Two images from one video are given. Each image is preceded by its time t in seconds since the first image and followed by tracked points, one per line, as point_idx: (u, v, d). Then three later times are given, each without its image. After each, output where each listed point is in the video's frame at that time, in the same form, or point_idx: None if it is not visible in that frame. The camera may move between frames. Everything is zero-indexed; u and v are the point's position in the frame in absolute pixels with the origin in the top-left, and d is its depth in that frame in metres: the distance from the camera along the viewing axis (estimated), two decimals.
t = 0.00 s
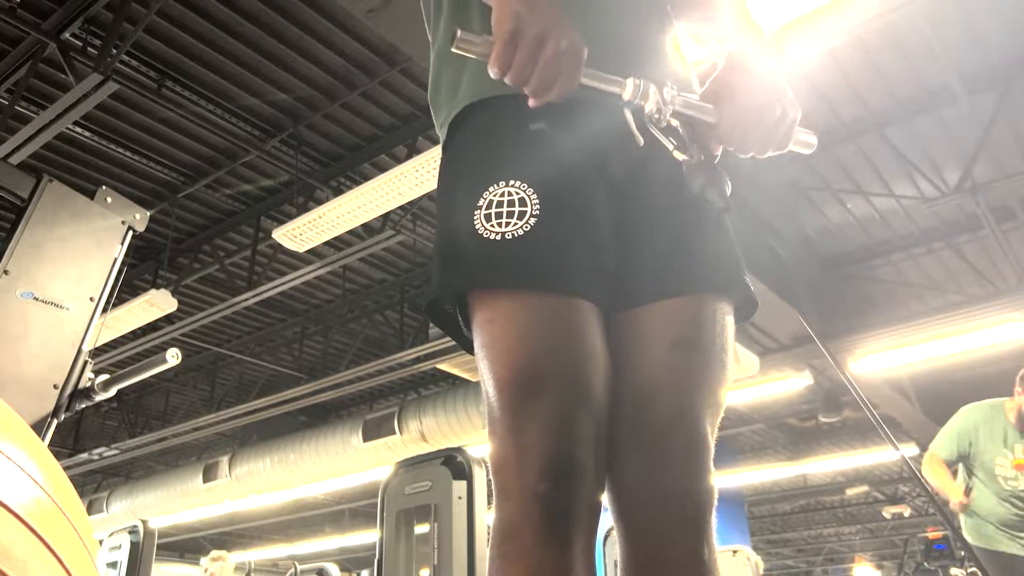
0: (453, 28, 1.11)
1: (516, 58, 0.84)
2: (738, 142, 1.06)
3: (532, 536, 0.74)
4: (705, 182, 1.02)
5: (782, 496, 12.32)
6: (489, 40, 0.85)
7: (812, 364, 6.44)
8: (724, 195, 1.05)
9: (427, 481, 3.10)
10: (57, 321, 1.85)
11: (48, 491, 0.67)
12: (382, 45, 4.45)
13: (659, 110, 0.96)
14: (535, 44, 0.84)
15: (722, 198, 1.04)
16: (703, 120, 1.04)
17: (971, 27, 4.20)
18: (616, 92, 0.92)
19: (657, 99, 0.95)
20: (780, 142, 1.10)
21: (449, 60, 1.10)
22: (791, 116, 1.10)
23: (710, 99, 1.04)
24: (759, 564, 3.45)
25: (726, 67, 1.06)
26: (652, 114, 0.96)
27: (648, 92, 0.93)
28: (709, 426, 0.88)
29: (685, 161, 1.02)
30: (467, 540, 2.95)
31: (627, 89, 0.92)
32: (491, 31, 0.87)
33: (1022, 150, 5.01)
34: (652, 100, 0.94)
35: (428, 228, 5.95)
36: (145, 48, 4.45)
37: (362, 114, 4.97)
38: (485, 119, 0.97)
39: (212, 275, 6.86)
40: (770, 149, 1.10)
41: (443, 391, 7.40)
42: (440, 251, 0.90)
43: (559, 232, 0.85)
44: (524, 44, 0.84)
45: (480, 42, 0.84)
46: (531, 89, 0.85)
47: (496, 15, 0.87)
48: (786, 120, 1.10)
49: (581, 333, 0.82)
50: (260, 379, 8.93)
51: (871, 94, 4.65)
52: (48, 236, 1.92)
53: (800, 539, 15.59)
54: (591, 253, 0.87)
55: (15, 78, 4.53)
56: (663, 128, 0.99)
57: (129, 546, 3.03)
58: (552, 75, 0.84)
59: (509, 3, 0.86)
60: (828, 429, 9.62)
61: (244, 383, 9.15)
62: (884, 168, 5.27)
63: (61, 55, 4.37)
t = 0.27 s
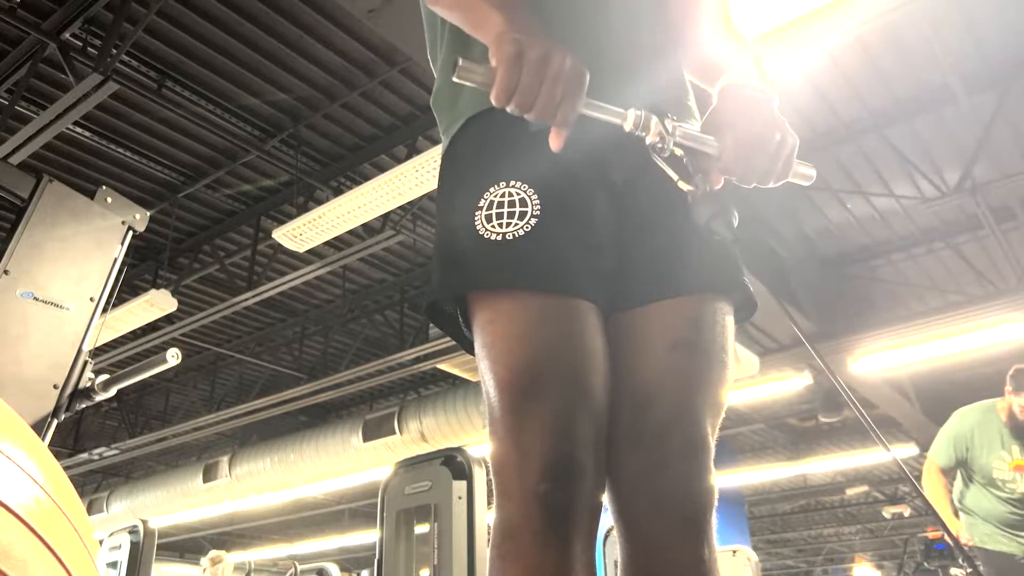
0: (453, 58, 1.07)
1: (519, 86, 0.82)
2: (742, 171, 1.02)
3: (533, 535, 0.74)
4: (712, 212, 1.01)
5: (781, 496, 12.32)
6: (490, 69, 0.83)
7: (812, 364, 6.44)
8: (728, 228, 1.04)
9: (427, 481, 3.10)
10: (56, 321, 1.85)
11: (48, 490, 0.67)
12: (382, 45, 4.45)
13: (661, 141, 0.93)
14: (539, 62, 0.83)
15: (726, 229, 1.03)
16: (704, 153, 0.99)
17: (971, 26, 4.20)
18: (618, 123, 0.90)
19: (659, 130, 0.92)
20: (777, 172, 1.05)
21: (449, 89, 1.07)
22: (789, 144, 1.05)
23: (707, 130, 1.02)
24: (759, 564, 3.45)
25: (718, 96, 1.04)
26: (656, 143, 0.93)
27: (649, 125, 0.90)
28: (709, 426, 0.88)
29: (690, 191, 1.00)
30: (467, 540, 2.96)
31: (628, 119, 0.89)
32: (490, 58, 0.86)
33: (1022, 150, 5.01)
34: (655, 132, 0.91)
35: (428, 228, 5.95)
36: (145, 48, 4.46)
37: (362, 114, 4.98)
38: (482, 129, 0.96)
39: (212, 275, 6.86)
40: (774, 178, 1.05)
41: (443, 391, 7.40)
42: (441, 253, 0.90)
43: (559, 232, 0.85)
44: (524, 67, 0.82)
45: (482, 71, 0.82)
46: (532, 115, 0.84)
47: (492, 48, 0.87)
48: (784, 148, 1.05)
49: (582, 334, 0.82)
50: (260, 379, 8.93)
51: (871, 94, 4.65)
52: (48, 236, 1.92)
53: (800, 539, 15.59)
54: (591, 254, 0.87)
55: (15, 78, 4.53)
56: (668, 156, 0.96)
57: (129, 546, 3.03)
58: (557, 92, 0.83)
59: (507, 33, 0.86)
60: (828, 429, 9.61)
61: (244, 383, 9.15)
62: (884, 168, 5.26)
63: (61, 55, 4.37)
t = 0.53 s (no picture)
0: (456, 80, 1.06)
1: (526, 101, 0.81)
2: (758, 185, 1.00)
3: (535, 535, 0.74)
4: (725, 234, 0.99)
5: (781, 496, 12.32)
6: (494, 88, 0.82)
7: (812, 364, 6.44)
8: (743, 250, 1.01)
9: (427, 481, 3.10)
10: (56, 321, 1.85)
11: (48, 491, 0.67)
12: (382, 44, 4.44)
13: (671, 158, 0.93)
14: (544, 79, 0.82)
15: (741, 251, 1.01)
16: (717, 168, 0.99)
17: (971, 26, 4.19)
18: (626, 141, 0.90)
19: (669, 146, 0.92)
20: (797, 184, 1.05)
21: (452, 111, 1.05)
22: (805, 153, 1.05)
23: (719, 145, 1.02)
24: (759, 565, 3.45)
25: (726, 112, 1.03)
26: (666, 160, 0.93)
27: (658, 142, 0.90)
28: (712, 426, 0.88)
29: (703, 211, 0.98)
30: (467, 540, 2.96)
31: (637, 136, 0.89)
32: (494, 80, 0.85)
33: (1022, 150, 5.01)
34: (664, 148, 0.91)
35: (428, 228, 5.94)
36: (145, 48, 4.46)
37: (363, 114, 4.97)
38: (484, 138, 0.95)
39: (212, 275, 6.86)
40: (790, 194, 1.05)
41: (443, 391, 7.40)
42: (445, 254, 0.91)
43: (563, 233, 0.86)
44: (529, 86, 0.82)
45: (484, 91, 0.81)
46: (540, 134, 0.83)
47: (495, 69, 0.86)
48: (800, 156, 1.04)
49: (586, 334, 0.82)
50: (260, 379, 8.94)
51: (871, 94, 4.64)
52: (48, 236, 1.92)
53: (800, 539, 15.58)
54: (595, 255, 0.87)
55: (15, 78, 4.53)
56: (677, 172, 0.96)
57: (129, 546, 3.03)
58: (563, 106, 0.82)
59: (510, 52, 0.86)
60: (828, 428, 9.61)
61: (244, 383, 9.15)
62: (884, 168, 5.26)
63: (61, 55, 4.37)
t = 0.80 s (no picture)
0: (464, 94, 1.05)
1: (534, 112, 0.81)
2: (771, 196, 1.00)
3: (539, 533, 0.74)
4: (738, 250, 0.97)
5: (781, 496, 12.32)
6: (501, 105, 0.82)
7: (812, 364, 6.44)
8: (756, 265, 1.00)
9: (427, 481, 3.10)
10: (57, 321, 1.85)
11: (49, 491, 0.67)
12: (382, 45, 4.44)
13: (682, 170, 0.92)
14: (551, 91, 0.83)
15: (754, 268, 0.99)
16: (728, 178, 0.99)
17: (971, 26, 4.20)
18: (636, 153, 0.90)
19: (680, 157, 0.91)
20: (809, 193, 1.04)
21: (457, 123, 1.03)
22: (817, 162, 1.04)
23: (730, 158, 1.01)
24: (759, 564, 3.45)
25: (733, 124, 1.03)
26: (676, 172, 0.93)
27: (669, 153, 0.90)
28: (718, 424, 0.88)
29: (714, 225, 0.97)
30: (466, 541, 2.96)
31: (647, 148, 0.90)
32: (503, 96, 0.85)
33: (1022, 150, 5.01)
34: (674, 160, 0.91)
35: (428, 228, 5.94)
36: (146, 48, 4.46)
37: (363, 114, 4.97)
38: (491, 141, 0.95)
39: (212, 275, 6.86)
40: (804, 203, 1.04)
41: (443, 391, 7.40)
42: (452, 250, 0.91)
43: (569, 233, 0.86)
44: (535, 98, 0.82)
45: (491, 109, 0.81)
46: (546, 150, 0.83)
47: (502, 83, 0.86)
48: (812, 166, 1.03)
49: (592, 332, 0.82)
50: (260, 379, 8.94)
51: (871, 94, 4.64)
52: (48, 236, 1.92)
53: (800, 539, 15.58)
54: (601, 254, 0.87)
55: (15, 78, 4.53)
56: (688, 183, 0.96)
57: (129, 546, 3.03)
58: (570, 120, 0.82)
59: (518, 65, 0.86)
60: (828, 429, 9.61)
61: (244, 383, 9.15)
62: (884, 168, 5.26)
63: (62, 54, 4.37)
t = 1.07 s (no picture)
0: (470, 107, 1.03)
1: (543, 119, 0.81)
2: (783, 204, 1.00)
3: (540, 534, 0.74)
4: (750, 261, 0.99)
5: (781, 496, 12.32)
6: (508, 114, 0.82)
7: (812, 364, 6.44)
8: (771, 276, 1.03)
9: (427, 481, 3.10)
10: (57, 321, 1.85)
11: (49, 491, 0.67)
12: (382, 44, 4.44)
13: (693, 177, 0.92)
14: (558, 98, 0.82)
15: (768, 278, 1.02)
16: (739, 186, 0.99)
17: (971, 26, 4.20)
18: (645, 161, 0.89)
19: (690, 165, 0.91)
20: (822, 200, 1.04)
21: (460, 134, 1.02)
22: (829, 168, 1.04)
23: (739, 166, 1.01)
24: (759, 564, 3.45)
25: (743, 129, 1.04)
26: (687, 180, 0.92)
27: (679, 160, 0.89)
28: (720, 425, 0.88)
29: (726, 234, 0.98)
30: (467, 540, 2.96)
31: (656, 156, 0.89)
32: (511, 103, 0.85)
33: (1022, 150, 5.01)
34: (684, 168, 0.90)
35: (428, 228, 5.94)
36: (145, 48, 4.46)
37: (363, 114, 4.97)
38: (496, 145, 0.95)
39: (212, 275, 6.86)
40: (816, 209, 1.04)
41: (443, 391, 7.40)
42: (452, 250, 0.91)
43: (570, 233, 0.86)
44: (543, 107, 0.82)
45: (496, 119, 0.81)
46: (557, 159, 0.82)
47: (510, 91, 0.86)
48: (824, 171, 1.03)
49: (592, 332, 0.82)
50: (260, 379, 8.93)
51: (872, 94, 4.64)
52: (48, 236, 1.92)
53: (800, 539, 15.58)
54: (602, 254, 0.87)
55: (15, 78, 4.53)
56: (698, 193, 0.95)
57: (129, 546, 3.03)
58: (578, 127, 0.82)
59: (525, 73, 0.86)
60: (828, 429, 9.61)
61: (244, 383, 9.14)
62: (884, 168, 5.26)
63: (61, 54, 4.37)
